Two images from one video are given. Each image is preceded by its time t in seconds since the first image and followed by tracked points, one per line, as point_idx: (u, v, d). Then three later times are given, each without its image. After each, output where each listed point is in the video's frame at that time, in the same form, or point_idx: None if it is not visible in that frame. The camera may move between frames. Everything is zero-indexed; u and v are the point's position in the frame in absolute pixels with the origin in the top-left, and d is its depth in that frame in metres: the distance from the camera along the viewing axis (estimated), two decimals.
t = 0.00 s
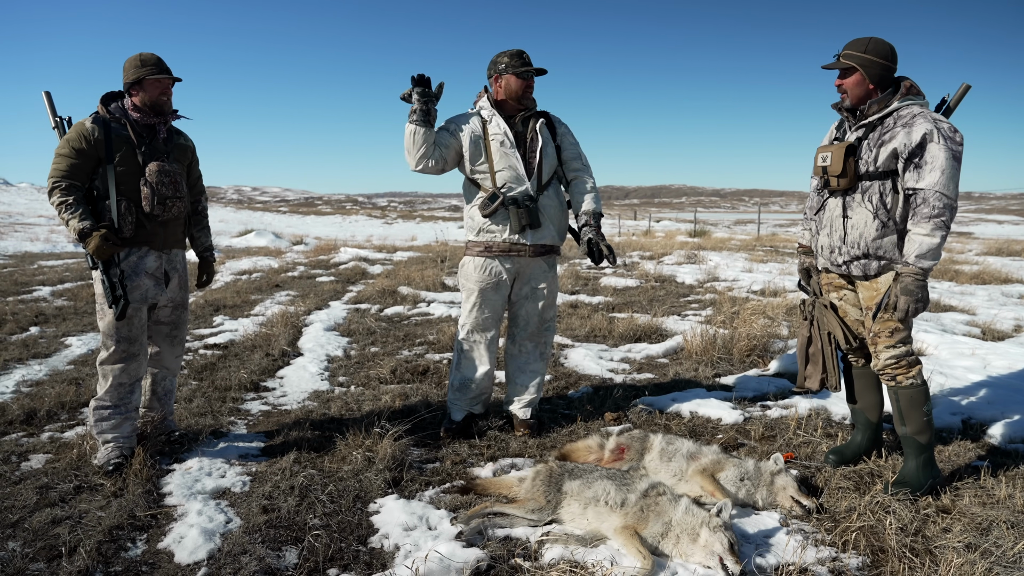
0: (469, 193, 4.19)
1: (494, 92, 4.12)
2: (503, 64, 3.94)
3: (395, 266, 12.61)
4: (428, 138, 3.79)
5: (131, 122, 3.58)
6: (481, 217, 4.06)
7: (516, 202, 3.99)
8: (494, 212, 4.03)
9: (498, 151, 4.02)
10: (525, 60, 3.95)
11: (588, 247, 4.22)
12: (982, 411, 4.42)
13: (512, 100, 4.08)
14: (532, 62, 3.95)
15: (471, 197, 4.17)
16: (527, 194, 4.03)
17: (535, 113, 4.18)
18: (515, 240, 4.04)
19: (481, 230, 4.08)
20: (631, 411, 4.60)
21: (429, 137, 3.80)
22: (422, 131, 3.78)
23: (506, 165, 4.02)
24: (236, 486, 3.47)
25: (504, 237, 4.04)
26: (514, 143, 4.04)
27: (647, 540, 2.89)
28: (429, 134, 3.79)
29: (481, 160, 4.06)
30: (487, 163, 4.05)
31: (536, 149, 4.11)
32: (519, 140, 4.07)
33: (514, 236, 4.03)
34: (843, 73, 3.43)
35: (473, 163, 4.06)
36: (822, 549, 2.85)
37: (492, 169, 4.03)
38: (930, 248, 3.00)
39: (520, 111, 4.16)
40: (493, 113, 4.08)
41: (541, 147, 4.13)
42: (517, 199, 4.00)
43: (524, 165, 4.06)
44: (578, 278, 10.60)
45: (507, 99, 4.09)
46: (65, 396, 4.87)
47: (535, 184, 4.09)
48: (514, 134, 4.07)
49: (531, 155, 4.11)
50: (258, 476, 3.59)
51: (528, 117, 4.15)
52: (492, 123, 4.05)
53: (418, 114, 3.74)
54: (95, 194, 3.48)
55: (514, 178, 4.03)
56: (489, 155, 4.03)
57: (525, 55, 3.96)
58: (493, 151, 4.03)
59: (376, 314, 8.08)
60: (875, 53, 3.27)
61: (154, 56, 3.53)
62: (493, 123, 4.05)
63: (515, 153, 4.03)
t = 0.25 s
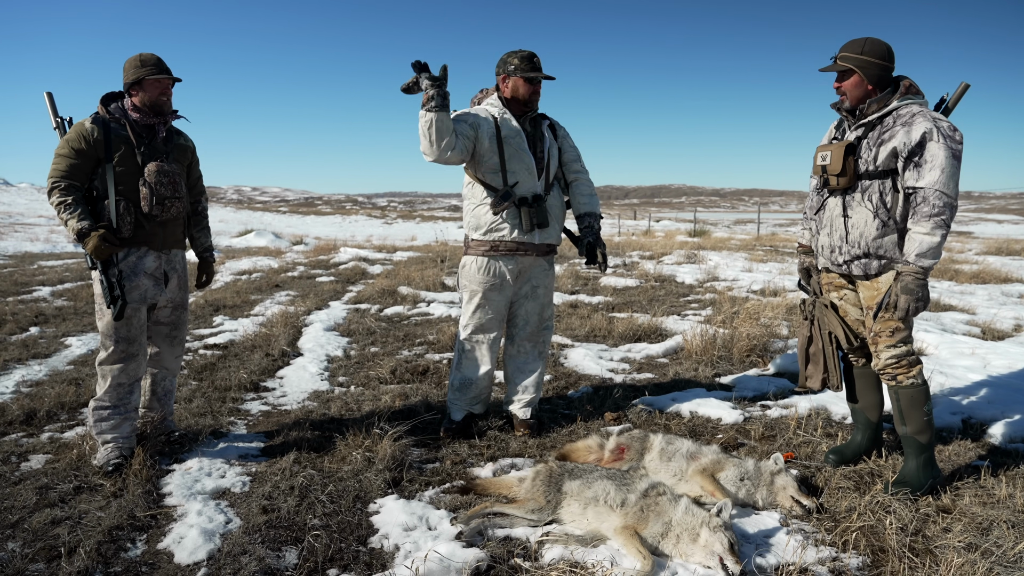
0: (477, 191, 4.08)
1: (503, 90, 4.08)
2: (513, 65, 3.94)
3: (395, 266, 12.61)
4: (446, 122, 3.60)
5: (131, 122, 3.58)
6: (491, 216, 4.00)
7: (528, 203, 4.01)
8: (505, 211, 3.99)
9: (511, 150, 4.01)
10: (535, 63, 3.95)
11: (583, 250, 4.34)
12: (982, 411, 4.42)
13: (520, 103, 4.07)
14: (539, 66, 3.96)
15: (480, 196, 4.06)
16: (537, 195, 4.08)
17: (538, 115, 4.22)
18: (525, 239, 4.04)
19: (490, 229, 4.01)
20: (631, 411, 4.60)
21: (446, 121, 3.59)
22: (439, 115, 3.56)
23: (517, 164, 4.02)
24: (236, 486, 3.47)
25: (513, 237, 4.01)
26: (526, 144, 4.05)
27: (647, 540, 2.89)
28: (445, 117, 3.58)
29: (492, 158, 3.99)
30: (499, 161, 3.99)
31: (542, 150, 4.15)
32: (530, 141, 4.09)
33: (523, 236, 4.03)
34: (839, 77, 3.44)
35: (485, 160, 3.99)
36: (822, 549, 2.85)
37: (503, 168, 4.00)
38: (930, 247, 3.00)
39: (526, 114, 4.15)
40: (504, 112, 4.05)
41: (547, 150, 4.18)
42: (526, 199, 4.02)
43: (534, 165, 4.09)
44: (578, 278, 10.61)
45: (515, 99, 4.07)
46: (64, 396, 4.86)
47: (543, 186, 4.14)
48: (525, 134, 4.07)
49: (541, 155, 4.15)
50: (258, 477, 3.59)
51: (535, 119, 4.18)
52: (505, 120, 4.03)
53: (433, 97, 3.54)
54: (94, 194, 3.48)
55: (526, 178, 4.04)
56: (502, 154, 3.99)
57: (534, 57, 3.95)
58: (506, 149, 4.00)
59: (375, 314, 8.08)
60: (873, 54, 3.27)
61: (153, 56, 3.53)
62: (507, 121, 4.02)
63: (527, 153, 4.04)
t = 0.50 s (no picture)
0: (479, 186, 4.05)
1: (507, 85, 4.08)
2: (502, 63, 3.98)
3: (395, 266, 12.62)
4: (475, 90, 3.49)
5: (130, 122, 3.58)
6: (495, 210, 3.98)
7: (530, 199, 4.02)
8: (509, 207, 3.99)
9: (515, 147, 4.02)
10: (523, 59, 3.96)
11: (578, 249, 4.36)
12: (983, 410, 4.42)
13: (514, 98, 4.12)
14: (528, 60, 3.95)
15: (483, 191, 4.03)
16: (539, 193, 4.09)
17: (533, 114, 4.24)
18: (525, 237, 4.04)
19: (494, 224, 4.00)
20: (631, 411, 4.60)
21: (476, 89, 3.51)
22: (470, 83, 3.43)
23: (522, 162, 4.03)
24: (236, 486, 3.47)
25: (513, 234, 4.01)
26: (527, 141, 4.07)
27: (648, 540, 2.89)
28: (480, 83, 3.46)
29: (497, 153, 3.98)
30: (505, 155, 3.99)
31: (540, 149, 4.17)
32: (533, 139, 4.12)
33: (524, 234, 4.03)
34: (842, 72, 3.43)
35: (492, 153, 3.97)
36: (822, 548, 2.85)
37: (508, 164, 4.00)
38: (930, 246, 3.00)
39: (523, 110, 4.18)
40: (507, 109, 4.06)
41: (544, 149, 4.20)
42: (529, 196, 4.02)
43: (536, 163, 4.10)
44: (578, 278, 10.61)
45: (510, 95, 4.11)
46: (64, 397, 4.86)
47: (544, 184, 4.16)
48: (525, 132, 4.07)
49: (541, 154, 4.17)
50: (258, 477, 3.59)
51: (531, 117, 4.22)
52: (510, 117, 4.04)
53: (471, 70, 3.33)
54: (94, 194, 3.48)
55: (529, 176, 4.05)
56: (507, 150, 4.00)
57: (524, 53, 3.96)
58: (511, 146, 4.01)
59: (376, 314, 8.08)
60: (874, 52, 3.26)
61: (153, 57, 3.53)
62: (512, 118, 4.04)
63: (530, 151, 4.06)
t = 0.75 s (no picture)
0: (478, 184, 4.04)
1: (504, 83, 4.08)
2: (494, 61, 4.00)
3: (396, 266, 12.62)
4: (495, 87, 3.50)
5: (132, 123, 3.58)
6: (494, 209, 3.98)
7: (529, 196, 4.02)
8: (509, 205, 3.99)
9: (513, 145, 4.03)
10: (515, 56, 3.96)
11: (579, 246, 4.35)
12: (985, 410, 4.41)
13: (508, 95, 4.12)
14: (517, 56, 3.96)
15: (482, 189, 4.03)
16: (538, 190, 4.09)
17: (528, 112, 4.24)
18: (526, 235, 4.03)
19: (493, 222, 4.00)
20: (632, 411, 4.59)
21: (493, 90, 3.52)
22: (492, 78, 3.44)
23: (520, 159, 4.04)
24: (238, 486, 3.48)
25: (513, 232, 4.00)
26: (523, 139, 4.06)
27: (649, 540, 2.88)
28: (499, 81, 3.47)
29: (496, 150, 3.99)
30: (502, 153, 4.00)
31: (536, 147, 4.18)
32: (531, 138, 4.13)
33: (524, 231, 4.02)
34: (846, 68, 3.42)
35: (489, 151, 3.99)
36: (824, 549, 2.84)
37: (505, 161, 4.01)
38: (931, 245, 2.99)
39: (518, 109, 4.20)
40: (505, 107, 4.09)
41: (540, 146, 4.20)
42: (528, 192, 4.01)
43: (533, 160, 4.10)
44: (579, 278, 10.61)
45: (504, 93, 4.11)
46: (66, 397, 4.87)
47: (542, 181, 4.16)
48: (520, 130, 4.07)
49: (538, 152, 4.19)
50: (259, 477, 3.59)
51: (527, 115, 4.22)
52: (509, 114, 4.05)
53: (498, 62, 3.33)
54: (96, 194, 3.48)
55: (527, 173, 4.05)
56: (505, 148, 4.01)
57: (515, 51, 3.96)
58: (509, 144, 4.02)
59: (377, 314, 8.08)
60: (881, 49, 3.25)
61: (154, 57, 3.53)
62: (510, 115, 4.05)
63: (528, 149, 4.08)
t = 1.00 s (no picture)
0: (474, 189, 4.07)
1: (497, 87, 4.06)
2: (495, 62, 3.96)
3: (397, 266, 12.63)
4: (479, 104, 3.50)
5: (133, 123, 3.58)
6: (491, 211, 3.99)
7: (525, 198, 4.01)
8: (506, 206, 3.99)
9: (505, 148, 4.02)
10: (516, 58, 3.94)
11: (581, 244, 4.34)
12: (986, 410, 4.41)
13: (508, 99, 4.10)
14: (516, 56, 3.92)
15: (477, 194, 4.05)
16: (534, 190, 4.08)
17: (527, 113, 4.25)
18: (525, 235, 4.04)
19: (490, 225, 4.00)
20: (634, 411, 4.59)
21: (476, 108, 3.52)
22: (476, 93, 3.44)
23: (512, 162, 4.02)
24: (239, 486, 3.48)
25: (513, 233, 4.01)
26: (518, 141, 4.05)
27: (651, 540, 2.88)
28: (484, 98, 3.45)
29: (490, 155, 4.00)
30: (496, 156, 4.01)
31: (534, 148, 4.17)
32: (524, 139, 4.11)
33: (523, 233, 4.03)
34: (845, 70, 3.42)
35: (483, 155, 4.00)
36: (825, 549, 2.84)
37: (500, 164, 4.01)
38: (933, 246, 2.98)
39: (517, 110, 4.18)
40: (496, 110, 4.07)
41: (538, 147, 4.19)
42: (523, 194, 4.01)
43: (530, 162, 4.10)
44: (581, 278, 10.61)
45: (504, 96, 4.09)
46: (68, 397, 4.88)
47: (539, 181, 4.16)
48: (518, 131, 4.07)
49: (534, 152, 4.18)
50: (261, 477, 3.60)
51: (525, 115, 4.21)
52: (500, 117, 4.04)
53: (485, 78, 3.33)
54: (97, 194, 3.49)
55: (522, 174, 4.05)
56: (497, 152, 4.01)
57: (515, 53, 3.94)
58: (501, 146, 4.01)
59: (378, 314, 8.09)
60: (879, 51, 3.24)
61: (156, 57, 3.53)
62: (501, 118, 4.03)
63: (521, 150, 4.05)
